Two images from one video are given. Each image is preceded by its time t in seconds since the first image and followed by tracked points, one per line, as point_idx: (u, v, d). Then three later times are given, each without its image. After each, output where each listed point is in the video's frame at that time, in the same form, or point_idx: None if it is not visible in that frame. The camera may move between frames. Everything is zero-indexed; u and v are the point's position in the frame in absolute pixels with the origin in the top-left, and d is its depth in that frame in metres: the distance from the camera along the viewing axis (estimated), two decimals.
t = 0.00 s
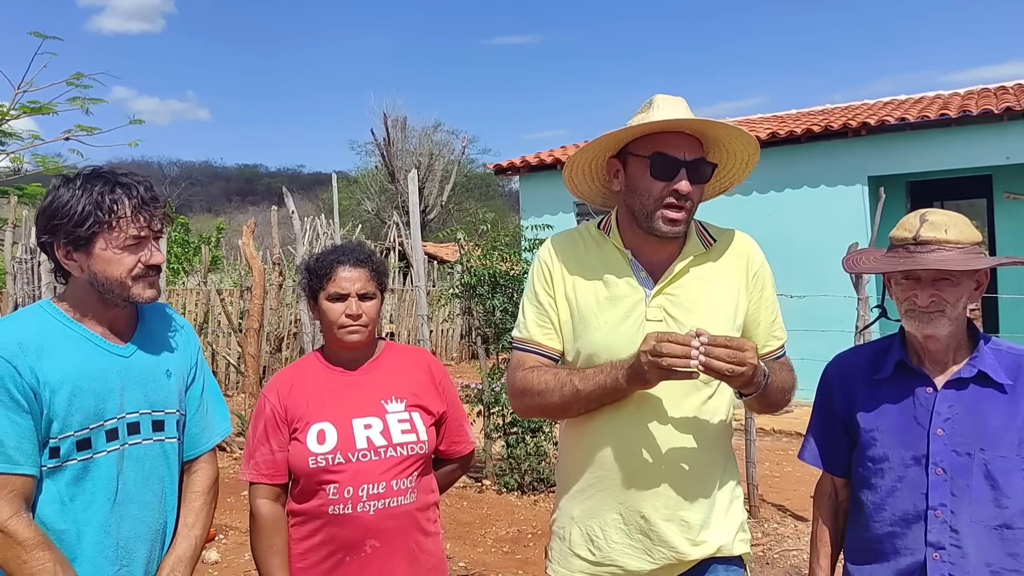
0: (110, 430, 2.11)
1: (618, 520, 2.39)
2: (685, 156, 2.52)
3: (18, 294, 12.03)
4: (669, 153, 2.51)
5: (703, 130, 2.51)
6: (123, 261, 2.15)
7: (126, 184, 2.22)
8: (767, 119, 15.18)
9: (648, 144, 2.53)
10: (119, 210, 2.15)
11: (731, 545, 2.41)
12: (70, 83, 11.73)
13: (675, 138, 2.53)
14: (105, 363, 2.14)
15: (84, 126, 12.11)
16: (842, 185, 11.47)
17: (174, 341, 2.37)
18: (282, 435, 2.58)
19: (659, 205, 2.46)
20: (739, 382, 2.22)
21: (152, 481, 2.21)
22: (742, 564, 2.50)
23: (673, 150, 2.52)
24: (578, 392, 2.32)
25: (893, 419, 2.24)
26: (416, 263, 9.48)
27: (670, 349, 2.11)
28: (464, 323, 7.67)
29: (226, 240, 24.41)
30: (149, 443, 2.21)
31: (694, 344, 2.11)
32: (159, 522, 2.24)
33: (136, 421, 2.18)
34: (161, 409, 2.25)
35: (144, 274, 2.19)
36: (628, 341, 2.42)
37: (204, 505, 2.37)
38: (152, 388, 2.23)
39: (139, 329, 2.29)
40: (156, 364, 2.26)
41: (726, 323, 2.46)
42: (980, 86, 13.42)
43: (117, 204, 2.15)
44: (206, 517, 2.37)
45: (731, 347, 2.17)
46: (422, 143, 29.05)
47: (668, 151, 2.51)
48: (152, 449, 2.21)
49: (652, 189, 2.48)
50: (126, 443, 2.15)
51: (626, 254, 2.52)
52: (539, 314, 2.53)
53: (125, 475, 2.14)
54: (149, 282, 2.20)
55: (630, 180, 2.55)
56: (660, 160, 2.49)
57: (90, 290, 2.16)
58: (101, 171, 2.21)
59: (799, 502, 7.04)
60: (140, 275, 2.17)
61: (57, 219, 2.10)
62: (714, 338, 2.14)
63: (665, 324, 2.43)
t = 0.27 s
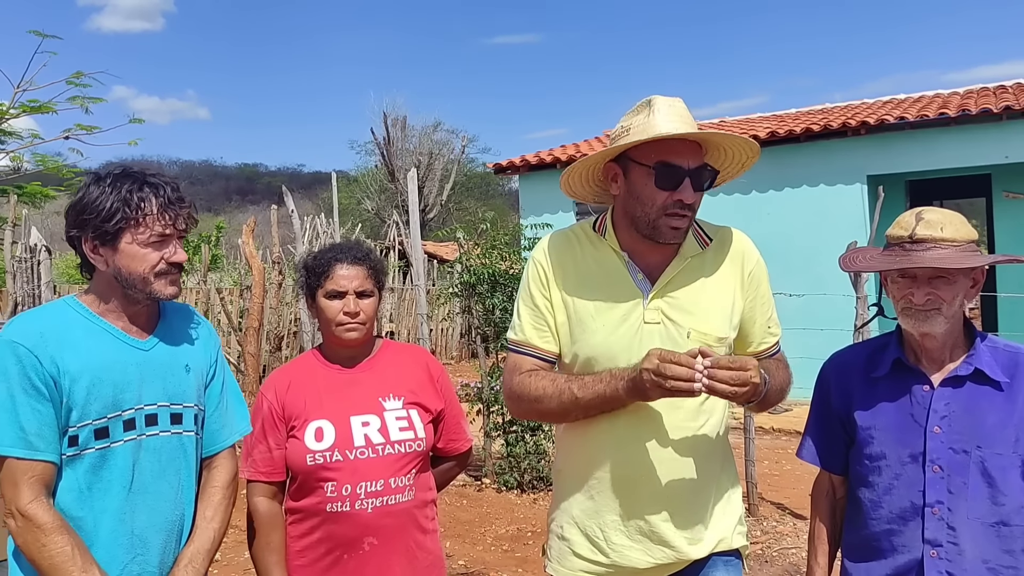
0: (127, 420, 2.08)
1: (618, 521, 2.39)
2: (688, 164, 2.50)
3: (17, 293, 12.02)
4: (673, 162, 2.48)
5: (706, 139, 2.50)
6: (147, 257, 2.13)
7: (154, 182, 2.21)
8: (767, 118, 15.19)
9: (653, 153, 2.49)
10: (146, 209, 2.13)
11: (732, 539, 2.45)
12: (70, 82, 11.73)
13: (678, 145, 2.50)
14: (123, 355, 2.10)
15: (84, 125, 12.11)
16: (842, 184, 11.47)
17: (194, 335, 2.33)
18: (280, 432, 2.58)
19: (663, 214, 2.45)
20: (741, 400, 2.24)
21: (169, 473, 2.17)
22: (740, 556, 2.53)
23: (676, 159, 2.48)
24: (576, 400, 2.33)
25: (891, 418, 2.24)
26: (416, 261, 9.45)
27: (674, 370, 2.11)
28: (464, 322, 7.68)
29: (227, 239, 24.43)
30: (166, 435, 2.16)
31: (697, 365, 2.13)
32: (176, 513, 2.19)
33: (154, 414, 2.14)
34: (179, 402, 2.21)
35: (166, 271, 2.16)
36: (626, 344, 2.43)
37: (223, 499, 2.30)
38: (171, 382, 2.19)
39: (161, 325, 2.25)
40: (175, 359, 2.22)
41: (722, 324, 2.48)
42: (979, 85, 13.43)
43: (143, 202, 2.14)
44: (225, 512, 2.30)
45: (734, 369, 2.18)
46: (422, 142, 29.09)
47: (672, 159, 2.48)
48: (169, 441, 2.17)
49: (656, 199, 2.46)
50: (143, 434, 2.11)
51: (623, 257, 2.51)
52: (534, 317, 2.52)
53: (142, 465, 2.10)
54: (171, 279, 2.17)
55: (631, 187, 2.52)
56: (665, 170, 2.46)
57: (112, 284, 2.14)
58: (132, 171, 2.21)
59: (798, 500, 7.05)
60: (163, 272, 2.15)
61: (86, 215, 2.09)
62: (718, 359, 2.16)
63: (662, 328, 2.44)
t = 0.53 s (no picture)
0: (139, 420, 2.01)
1: (622, 524, 2.38)
2: (682, 172, 2.48)
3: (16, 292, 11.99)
4: (668, 171, 2.46)
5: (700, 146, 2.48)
6: (167, 258, 2.08)
7: (176, 184, 2.17)
8: (765, 117, 15.19)
9: (648, 161, 2.46)
10: (166, 210, 2.09)
11: (733, 531, 2.48)
12: (68, 81, 11.72)
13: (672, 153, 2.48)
14: (138, 354, 2.04)
15: (82, 123, 12.10)
16: (841, 182, 11.48)
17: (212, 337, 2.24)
18: (275, 430, 2.59)
19: (658, 221, 2.44)
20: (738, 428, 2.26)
21: (179, 473, 2.08)
22: (740, 549, 2.56)
23: (672, 167, 2.46)
24: (572, 414, 2.33)
25: (888, 415, 2.24)
26: (416, 261, 9.40)
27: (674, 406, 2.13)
28: (463, 320, 7.67)
29: (225, 239, 24.41)
30: (177, 436, 2.08)
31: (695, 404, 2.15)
32: (186, 515, 2.11)
33: (165, 414, 2.06)
34: (192, 404, 2.12)
35: (186, 272, 2.11)
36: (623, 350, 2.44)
37: (234, 501, 2.19)
38: (185, 384, 2.11)
39: (181, 325, 2.18)
40: (190, 361, 2.14)
41: (716, 326, 2.50)
42: (977, 84, 13.44)
43: (163, 203, 2.10)
44: (235, 514, 2.19)
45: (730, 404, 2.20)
46: (421, 141, 29.10)
47: (667, 168, 2.46)
48: (180, 442, 2.08)
49: (651, 207, 2.44)
50: (153, 434, 2.03)
51: (616, 263, 2.51)
52: (526, 325, 2.51)
53: (152, 465, 2.03)
54: (191, 281, 2.12)
55: (625, 196, 2.50)
56: (661, 179, 2.44)
57: (133, 284, 2.09)
58: (153, 173, 2.17)
59: (796, 499, 7.05)
60: (183, 273, 2.11)
61: (108, 216, 2.06)
62: (717, 398, 2.18)
63: (659, 332, 2.45)
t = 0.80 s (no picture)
0: (141, 419, 2.01)
1: (627, 522, 2.39)
2: (674, 171, 2.48)
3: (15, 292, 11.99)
4: (660, 171, 2.46)
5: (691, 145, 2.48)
6: (166, 260, 2.09)
7: (178, 187, 2.17)
8: (763, 115, 15.19)
9: (638, 160, 2.46)
10: (166, 212, 2.10)
11: (737, 527, 2.50)
12: (66, 81, 11.72)
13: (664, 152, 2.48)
14: (139, 354, 2.04)
15: (81, 123, 12.09)
16: (839, 181, 11.48)
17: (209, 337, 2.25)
18: (271, 431, 2.60)
19: (652, 221, 2.44)
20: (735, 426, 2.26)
21: (181, 472, 2.08)
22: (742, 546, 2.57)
23: (663, 166, 2.47)
24: (568, 415, 2.34)
25: (886, 413, 2.25)
26: (415, 260, 9.41)
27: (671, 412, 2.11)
28: (462, 320, 7.68)
29: (224, 238, 24.41)
30: (178, 436, 2.08)
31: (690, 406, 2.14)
32: (189, 514, 2.10)
33: (167, 414, 2.06)
34: (192, 404, 2.12)
35: (185, 275, 2.12)
36: (623, 348, 2.44)
37: (236, 502, 2.20)
38: (185, 384, 2.11)
39: (179, 327, 2.18)
40: (189, 361, 2.14)
41: (714, 322, 2.51)
42: (975, 82, 13.46)
43: (163, 205, 2.10)
44: (237, 515, 2.20)
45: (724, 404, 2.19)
46: (420, 140, 29.11)
47: (658, 167, 2.46)
48: (181, 441, 2.09)
49: (643, 208, 2.45)
50: (155, 433, 2.04)
51: (610, 263, 2.50)
52: (524, 327, 2.52)
53: (154, 464, 2.03)
54: (190, 283, 2.12)
55: (617, 196, 2.51)
56: (652, 180, 2.45)
57: (132, 284, 2.10)
58: (155, 174, 2.17)
59: (795, 497, 7.06)
60: (182, 275, 2.11)
61: (107, 217, 2.06)
62: (710, 401, 2.17)
63: (657, 330, 2.45)
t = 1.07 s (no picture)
0: (138, 420, 2.01)
1: (629, 516, 2.39)
2: (672, 162, 2.50)
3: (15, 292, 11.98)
4: (657, 161, 2.48)
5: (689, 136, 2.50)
6: (161, 262, 2.09)
7: (174, 189, 2.18)
8: (763, 113, 15.19)
9: (635, 151, 2.49)
10: (161, 213, 2.10)
11: (741, 530, 2.48)
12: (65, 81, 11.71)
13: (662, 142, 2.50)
14: (134, 354, 2.05)
15: (80, 123, 12.09)
16: (839, 179, 11.48)
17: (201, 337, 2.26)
18: (269, 432, 2.60)
19: (651, 212, 2.45)
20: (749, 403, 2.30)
21: (179, 472, 2.09)
22: (746, 550, 2.55)
23: (660, 157, 2.49)
24: (560, 406, 2.36)
25: (885, 411, 2.25)
26: (414, 259, 9.41)
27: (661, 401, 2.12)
28: (462, 319, 7.68)
29: (224, 238, 24.40)
30: (176, 436, 2.08)
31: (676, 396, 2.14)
32: (188, 514, 2.11)
33: (164, 414, 2.07)
34: (189, 404, 2.13)
35: (179, 276, 2.12)
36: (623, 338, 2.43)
37: (234, 502, 2.22)
38: (181, 384, 2.12)
39: (172, 328, 2.19)
40: (185, 361, 2.15)
41: (715, 315, 2.48)
42: (974, 80, 13.46)
43: (158, 206, 2.10)
44: (236, 515, 2.22)
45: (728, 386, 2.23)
46: (419, 139, 29.10)
47: (655, 158, 2.48)
48: (178, 442, 2.09)
49: (642, 198, 2.46)
50: (153, 434, 2.04)
51: (612, 253, 2.52)
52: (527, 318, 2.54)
53: (152, 465, 2.03)
54: (183, 284, 2.12)
55: (617, 188, 2.53)
56: (650, 170, 2.47)
57: (124, 285, 2.10)
58: (150, 176, 2.18)
59: (796, 495, 7.07)
60: (176, 276, 2.11)
61: (101, 216, 2.07)
62: (713, 386, 2.21)
63: (657, 320, 2.44)
